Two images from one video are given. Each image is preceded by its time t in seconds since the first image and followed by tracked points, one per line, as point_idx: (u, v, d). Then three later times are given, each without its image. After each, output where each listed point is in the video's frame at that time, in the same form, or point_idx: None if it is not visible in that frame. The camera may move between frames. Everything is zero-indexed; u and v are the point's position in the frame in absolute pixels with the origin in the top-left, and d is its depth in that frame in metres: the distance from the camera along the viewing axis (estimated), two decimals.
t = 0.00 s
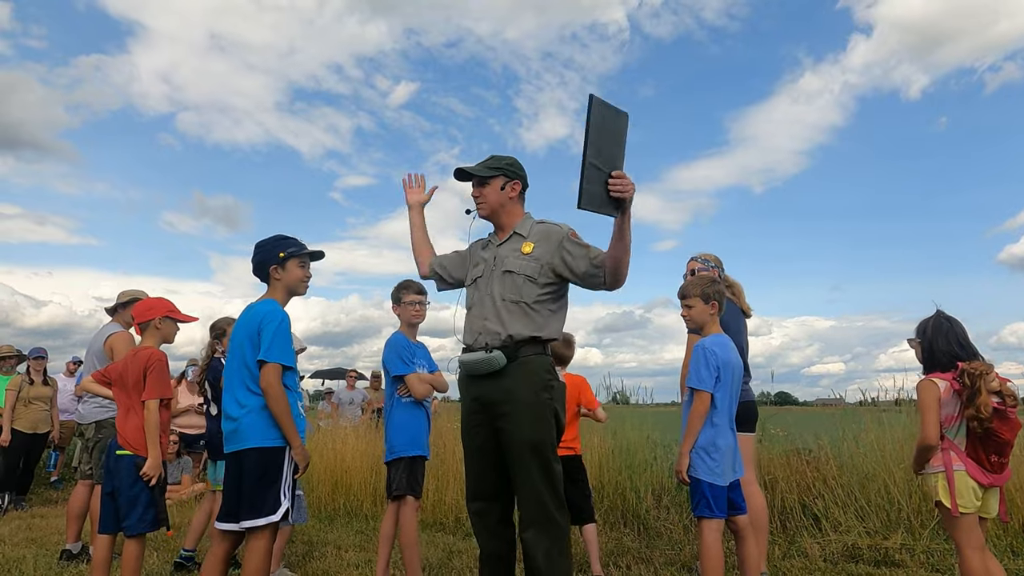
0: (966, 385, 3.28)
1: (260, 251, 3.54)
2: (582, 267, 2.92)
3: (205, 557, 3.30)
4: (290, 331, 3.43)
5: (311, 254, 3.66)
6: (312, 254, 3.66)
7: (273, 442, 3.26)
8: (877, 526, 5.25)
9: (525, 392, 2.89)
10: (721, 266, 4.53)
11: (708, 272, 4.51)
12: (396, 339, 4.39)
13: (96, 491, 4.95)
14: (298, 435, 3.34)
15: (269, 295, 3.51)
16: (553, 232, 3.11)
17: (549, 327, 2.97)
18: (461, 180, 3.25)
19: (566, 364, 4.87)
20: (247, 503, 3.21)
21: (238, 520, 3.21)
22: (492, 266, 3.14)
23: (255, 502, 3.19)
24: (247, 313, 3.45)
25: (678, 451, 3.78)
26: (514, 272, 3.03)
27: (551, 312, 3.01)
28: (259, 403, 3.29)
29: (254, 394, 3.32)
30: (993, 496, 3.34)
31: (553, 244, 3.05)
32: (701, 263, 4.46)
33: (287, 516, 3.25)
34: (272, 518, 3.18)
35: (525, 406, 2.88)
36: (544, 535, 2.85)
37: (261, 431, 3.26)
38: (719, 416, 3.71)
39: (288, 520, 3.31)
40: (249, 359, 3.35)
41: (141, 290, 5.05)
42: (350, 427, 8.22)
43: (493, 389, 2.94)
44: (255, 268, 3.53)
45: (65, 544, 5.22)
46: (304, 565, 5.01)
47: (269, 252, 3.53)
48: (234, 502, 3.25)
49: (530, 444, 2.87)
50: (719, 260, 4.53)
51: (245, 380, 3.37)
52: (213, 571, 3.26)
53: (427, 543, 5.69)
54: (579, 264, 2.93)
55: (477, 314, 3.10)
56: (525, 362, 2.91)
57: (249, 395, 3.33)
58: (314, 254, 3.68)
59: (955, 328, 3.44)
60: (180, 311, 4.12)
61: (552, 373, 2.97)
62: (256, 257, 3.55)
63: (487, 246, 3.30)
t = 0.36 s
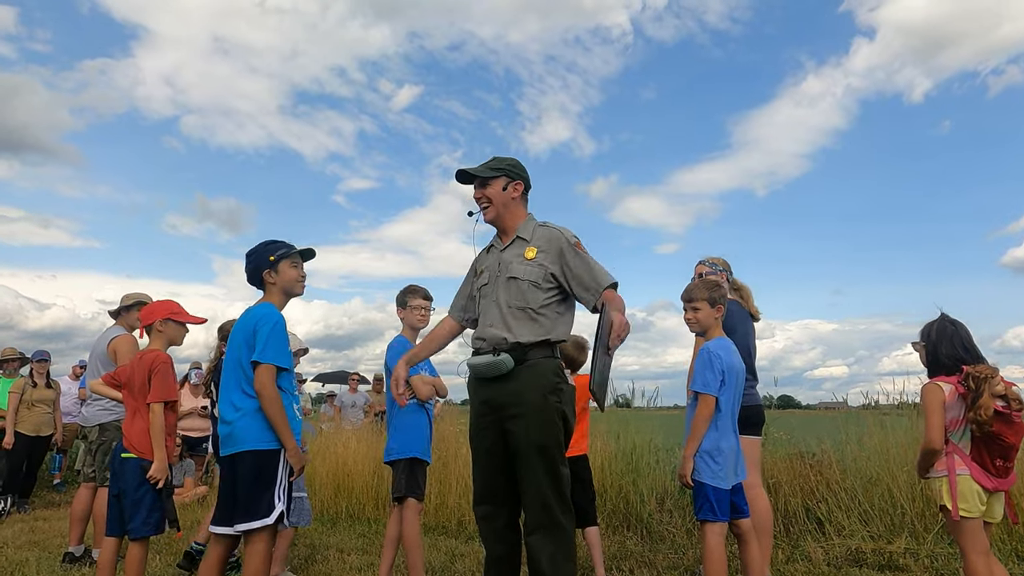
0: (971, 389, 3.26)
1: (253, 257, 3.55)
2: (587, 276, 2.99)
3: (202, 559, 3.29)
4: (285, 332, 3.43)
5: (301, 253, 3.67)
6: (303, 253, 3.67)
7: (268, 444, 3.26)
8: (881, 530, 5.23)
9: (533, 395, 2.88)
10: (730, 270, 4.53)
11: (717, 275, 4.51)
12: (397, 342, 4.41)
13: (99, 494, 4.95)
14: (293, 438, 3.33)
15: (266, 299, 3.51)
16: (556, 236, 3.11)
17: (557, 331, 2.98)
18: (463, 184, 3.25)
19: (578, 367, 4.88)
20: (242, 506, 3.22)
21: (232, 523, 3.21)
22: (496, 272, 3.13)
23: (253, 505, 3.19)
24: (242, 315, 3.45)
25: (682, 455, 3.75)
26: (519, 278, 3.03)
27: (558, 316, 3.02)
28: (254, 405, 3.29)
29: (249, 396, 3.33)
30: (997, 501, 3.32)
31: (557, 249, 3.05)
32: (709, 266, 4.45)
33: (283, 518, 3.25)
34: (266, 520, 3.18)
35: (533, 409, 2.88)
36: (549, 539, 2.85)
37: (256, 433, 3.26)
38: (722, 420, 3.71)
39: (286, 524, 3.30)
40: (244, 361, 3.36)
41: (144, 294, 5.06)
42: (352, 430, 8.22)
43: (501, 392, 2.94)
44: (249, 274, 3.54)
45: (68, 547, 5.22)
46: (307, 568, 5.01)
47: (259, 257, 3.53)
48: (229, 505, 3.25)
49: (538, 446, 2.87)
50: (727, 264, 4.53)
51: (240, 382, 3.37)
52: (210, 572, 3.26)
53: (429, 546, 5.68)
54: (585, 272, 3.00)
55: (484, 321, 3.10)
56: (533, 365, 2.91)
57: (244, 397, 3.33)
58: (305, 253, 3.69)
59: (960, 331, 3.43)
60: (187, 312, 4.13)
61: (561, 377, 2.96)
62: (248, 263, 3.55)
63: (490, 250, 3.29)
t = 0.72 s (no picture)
0: (978, 392, 3.26)
1: (272, 255, 3.55)
2: (591, 279, 2.99)
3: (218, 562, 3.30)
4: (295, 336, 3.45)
5: (319, 259, 3.70)
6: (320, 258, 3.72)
7: (278, 448, 3.28)
8: (887, 533, 5.21)
9: (543, 400, 2.90)
10: (745, 272, 4.53)
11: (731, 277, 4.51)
12: (407, 343, 4.44)
13: (107, 495, 4.98)
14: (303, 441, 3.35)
15: (278, 301, 3.53)
16: (559, 238, 3.11)
17: (566, 335, 2.99)
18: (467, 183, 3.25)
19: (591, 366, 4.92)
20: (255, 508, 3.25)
21: (245, 525, 3.23)
22: (503, 278, 3.15)
23: (265, 508, 3.23)
24: (253, 319, 3.47)
25: (692, 458, 3.73)
26: (525, 284, 3.04)
27: (567, 319, 3.03)
28: (264, 408, 3.31)
29: (259, 399, 3.34)
30: (1004, 504, 3.32)
31: (562, 251, 3.05)
32: (725, 268, 4.46)
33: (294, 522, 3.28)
34: (279, 523, 3.22)
35: (544, 413, 2.89)
36: (556, 545, 2.85)
37: (267, 437, 3.28)
38: (732, 422, 3.72)
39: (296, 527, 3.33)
40: (255, 364, 3.38)
41: (152, 296, 5.09)
42: (358, 432, 8.24)
43: (513, 396, 2.97)
44: (265, 272, 3.54)
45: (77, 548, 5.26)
46: (314, 570, 5.03)
47: (277, 257, 3.55)
48: (241, 507, 3.27)
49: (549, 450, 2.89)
50: (744, 266, 4.53)
51: (250, 385, 3.38)
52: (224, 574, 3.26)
53: (435, 548, 5.69)
54: (586, 275, 2.99)
55: (493, 327, 3.13)
56: (544, 369, 2.93)
57: (255, 400, 3.35)
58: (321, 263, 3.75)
59: (967, 334, 3.42)
60: (185, 311, 4.12)
61: (572, 381, 2.97)
62: (266, 261, 3.55)
63: (497, 252, 3.31)
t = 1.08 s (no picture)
0: (1004, 395, 3.19)
1: (330, 258, 3.61)
2: (592, 281, 2.97)
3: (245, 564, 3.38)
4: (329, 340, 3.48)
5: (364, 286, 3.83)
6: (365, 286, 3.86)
7: (304, 449, 3.32)
8: (911, 537, 5.12)
9: (546, 405, 2.90)
10: (766, 275, 4.48)
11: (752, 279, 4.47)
12: (428, 344, 4.43)
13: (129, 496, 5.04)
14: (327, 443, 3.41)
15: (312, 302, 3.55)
16: (560, 240, 3.09)
17: (568, 341, 2.98)
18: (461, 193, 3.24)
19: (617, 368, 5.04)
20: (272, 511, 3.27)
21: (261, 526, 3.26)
22: (503, 281, 3.13)
23: (280, 511, 3.25)
24: (288, 316, 3.48)
25: (713, 460, 3.70)
26: (525, 287, 3.03)
27: (567, 323, 3.01)
28: (295, 409, 3.34)
29: (288, 399, 3.37)
30: None
31: (562, 254, 3.04)
32: (745, 270, 4.43)
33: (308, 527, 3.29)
34: (295, 527, 3.24)
35: (546, 418, 2.90)
36: (565, 551, 2.84)
37: (296, 438, 3.32)
38: (754, 422, 3.69)
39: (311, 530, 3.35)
40: (289, 363, 3.40)
41: (173, 300, 5.14)
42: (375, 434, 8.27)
43: (515, 401, 2.97)
44: (320, 268, 3.59)
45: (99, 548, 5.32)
46: (332, 571, 5.05)
47: (342, 265, 3.63)
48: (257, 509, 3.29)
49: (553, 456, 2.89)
50: (763, 268, 4.49)
51: (280, 385, 3.40)
52: None
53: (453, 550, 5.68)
54: (588, 278, 2.97)
55: (494, 331, 3.12)
56: (546, 374, 2.93)
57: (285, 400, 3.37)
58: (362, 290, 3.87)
59: (983, 333, 3.36)
60: (202, 314, 4.16)
61: (575, 385, 2.96)
62: (324, 260, 3.60)
63: (497, 253, 3.29)
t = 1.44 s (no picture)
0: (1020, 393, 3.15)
1: (352, 264, 3.68)
2: (564, 278, 2.99)
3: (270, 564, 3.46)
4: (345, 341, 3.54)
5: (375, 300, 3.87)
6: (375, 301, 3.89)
7: (323, 446, 3.36)
8: (933, 538, 5.05)
9: (524, 403, 2.90)
10: (780, 276, 4.47)
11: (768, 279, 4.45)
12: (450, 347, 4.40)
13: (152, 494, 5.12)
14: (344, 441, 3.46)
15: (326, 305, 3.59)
16: (530, 241, 3.11)
17: (545, 339, 2.98)
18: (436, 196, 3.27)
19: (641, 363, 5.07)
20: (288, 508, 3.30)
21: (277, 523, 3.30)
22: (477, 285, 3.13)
23: (298, 507, 3.29)
24: (308, 316, 3.52)
25: (729, 459, 3.68)
26: (499, 289, 3.03)
27: (543, 322, 3.01)
28: (314, 407, 3.39)
29: (307, 398, 3.41)
30: None
31: (533, 254, 3.05)
32: (760, 269, 4.40)
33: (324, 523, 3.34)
34: (312, 524, 3.28)
35: (524, 417, 2.89)
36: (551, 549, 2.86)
37: (316, 435, 3.36)
38: (770, 422, 3.66)
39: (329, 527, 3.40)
40: (309, 362, 3.43)
41: (192, 300, 5.21)
42: (393, 433, 8.32)
43: (492, 400, 2.95)
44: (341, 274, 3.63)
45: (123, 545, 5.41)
46: (351, 569, 5.10)
47: (360, 273, 3.68)
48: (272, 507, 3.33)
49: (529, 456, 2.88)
50: (777, 269, 4.48)
51: (297, 384, 3.44)
52: None
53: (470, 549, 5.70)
54: (560, 275, 2.99)
55: (471, 335, 3.11)
56: (523, 372, 2.92)
57: (302, 399, 3.41)
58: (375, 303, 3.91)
59: (997, 332, 3.32)
60: (223, 315, 4.22)
61: (551, 385, 2.97)
62: (349, 265, 3.67)
63: (469, 260, 3.30)
